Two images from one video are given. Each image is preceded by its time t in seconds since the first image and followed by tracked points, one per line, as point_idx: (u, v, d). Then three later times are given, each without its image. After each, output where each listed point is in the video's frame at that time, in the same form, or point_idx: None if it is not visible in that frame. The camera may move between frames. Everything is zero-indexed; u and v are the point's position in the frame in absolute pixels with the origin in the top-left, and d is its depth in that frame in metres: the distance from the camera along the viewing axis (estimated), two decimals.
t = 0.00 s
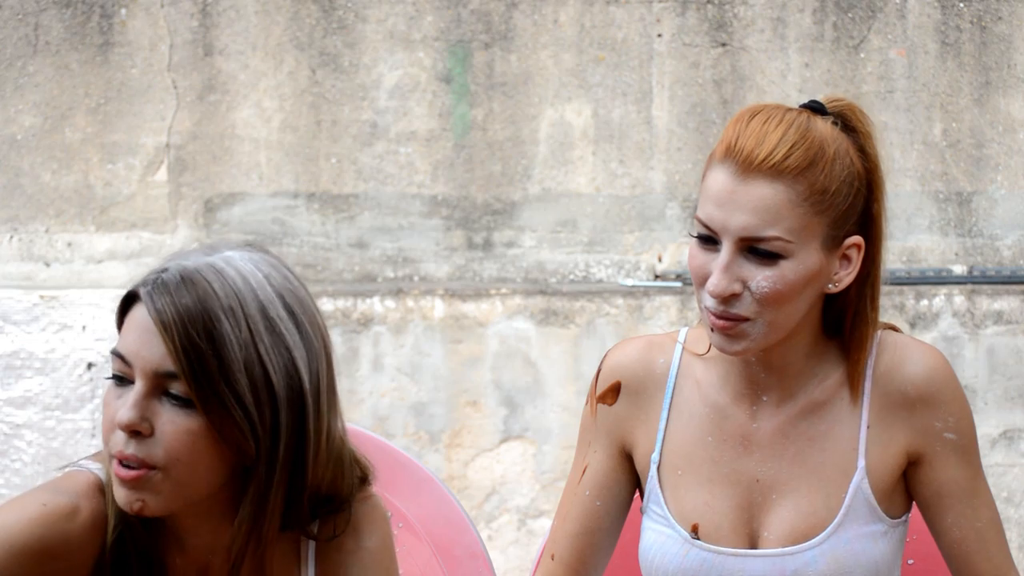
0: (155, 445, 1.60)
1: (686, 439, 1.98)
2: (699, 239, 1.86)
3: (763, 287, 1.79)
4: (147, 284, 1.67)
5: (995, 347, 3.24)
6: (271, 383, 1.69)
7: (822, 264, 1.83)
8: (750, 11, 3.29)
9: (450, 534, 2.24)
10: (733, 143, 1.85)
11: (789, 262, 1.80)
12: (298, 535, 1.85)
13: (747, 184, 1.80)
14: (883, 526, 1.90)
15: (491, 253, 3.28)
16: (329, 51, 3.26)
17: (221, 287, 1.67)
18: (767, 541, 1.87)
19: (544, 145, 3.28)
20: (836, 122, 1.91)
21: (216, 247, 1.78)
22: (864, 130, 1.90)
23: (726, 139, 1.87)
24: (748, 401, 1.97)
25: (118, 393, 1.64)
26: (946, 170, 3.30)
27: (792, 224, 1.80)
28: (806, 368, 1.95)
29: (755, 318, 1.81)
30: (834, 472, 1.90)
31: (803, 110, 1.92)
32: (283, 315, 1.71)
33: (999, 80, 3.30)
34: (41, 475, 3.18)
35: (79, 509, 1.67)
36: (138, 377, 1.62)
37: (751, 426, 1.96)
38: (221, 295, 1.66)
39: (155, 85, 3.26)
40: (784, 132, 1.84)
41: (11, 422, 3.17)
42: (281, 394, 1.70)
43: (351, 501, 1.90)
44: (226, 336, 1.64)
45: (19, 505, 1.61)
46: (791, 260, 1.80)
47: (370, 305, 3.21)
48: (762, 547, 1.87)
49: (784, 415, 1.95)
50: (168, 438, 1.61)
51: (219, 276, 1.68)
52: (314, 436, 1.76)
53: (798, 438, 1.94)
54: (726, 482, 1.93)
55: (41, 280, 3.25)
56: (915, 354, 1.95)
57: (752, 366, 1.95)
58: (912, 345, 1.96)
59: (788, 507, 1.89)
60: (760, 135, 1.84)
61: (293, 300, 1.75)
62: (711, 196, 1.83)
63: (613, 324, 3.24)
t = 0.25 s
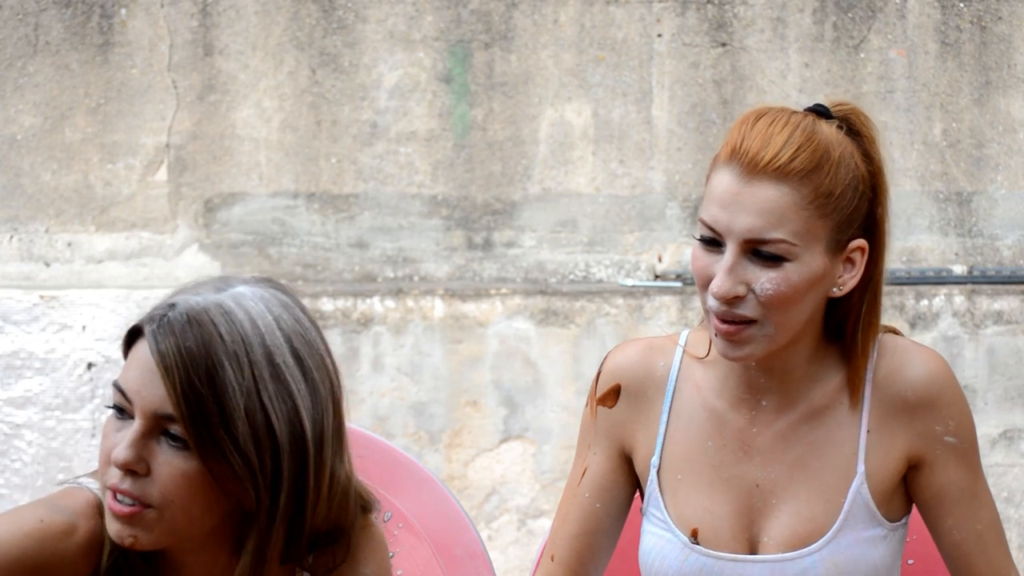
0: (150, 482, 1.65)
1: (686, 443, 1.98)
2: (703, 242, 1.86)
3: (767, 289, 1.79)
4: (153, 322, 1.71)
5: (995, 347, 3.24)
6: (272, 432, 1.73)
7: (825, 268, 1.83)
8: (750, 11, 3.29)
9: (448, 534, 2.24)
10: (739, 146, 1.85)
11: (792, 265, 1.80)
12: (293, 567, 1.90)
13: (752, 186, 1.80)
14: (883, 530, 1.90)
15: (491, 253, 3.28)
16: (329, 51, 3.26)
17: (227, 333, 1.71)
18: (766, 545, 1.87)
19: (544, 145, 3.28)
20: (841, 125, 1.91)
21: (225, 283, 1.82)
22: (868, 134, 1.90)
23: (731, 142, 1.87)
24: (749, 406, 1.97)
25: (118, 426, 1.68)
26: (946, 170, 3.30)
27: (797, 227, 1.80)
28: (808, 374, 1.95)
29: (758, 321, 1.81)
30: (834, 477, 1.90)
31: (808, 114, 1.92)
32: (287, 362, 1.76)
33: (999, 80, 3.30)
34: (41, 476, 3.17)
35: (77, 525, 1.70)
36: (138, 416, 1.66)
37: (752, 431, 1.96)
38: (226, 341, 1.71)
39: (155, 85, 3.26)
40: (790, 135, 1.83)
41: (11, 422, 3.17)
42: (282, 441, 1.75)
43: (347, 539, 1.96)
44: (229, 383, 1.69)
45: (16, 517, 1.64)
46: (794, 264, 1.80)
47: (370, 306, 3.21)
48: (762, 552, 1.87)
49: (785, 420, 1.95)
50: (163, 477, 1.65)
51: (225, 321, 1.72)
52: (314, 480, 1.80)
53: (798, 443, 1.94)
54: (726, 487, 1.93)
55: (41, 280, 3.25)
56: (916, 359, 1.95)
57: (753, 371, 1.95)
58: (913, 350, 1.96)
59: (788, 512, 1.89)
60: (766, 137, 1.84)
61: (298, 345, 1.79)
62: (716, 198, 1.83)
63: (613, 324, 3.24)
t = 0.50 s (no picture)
0: (142, 472, 1.65)
1: (687, 447, 1.98)
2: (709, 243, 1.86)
3: (774, 291, 1.79)
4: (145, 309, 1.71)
5: (995, 347, 3.24)
6: (264, 418, 1.72)
7: (832, 272, 1.83)
8: (750, 11, 3.29)
9: (448, 532, 2.24)
10: (747, 148, 1.85)
11: (799, 268, 1.80)
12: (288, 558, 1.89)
13: (761, 188, 1.80)
14: (883, 534, 1.91)
15: (491, 253, 3.28)
16: (329, 51, 3.26)
17: (218, 319, 1.70)
18: (767, 550, 1.87)
19: (544, 145, 3.28)
20: (849, 130, 1.90)
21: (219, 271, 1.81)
22: (876, 139, 1.90)
23: (740, 144, 1.87)
24: (751, 410, 1.97)
25: (110, 416, 1.69)
26: (946, 170, 3.30)
27: (805, 230, 1.80)
28: (812, 379, 1.94)
29: (765, 323, 1.81)
30: (835, 482, 1.90)
31: (815, 118, 1.92)
32: (280, 349, 1.74)
33: (999, 80, 3.30)
34: (41, 476, 3.17)
35: (66, 518, 1.71)
36: (130, 405, 1.66)
37: (754, 435, 1.96)
38: (218, 328, 1.70)
39: (155, 85, 3.26)
40: (798, 138, 1.83)
41: (11, 422, 3.17)
42: (275, 428, 1.73)
43: (342, 528, 1.94)
44: (220, 370, 1.68)
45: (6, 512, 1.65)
46: (801, 267, 1.80)
47: (370, 306, 3.21)
48: (763, 557, 1.87)
49: (787, 424, 1.95)
50: (156, 465, 1.66)
51: (217, 308, 1.71)
52: (307, 468, 1.79)
53: (800, 447, 1.94)
54: (727, 491, 1.93)
55: (41, 280, 3.25)
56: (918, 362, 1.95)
57: (755, 375, 1.95)
58: (916, 354, 1.96)
59: (789, 517, 1.89)
60: (775, 140, 1.83)
61: (291, 333, 1.78)
62: (724, 200, 1.83)
63: (613, 324, 3.24)
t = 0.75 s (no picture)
0: (124, 433, 1.61)
1: (687, 449, 1.98)
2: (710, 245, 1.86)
3: (774, 295, 1.79)
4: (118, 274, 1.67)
5: (995, 347, 3.24)
6: (241, 376, 1.68)
7: (834, 276, 1.83)
8: (750, 11, 3.29)
9: (447, 532, 2.24)
10: (750, 151, 1.85)
11: (800, 273, 1.80)
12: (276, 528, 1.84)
13: (763, 190, 1.80)
14: (883, 535, 1.91)
15: (491, 253, 3.28)
16: (329, 51, 3.26)
17: (191, 278, 1.66)
18: (767, 552, 1.88)
19: (544, 145, 3.28)
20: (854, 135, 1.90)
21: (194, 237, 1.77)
22: (880, 144, 1.90)
23: (744, 147, 1.87)
24: (751, 411, 1.97)
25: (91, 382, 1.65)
26: (946, 170, 3.30)
27: (807, 234, 1.80)
28: (812, 380, 1.94)
29: (766, 327, 1.81)
30: (834, 484, 1.91)
31: (820, 122, 1.92)
32: (255, 306, 1.70)
33: (999, 80, 3.30)
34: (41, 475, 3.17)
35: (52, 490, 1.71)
36: (110, 367, 1.63)
37: (754, 436, 1.95)
38: (190, 285, 1.66)
39: (155, 85, 3.26)
40: (801, 142, 1.83)
41: (11, 422, 3.17)
42: (253, 386, 1.69)
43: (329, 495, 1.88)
44: (195, 327, 1.64)
45: None
46: (802, 271, 1.80)
47: (370, 306, 3.21)
48: (762, 559, 1.88)
49: (788, 426, 1.95)
50: (137, 425, 1.61)
51: (189, 267, 1.67)
52: (288, 428, 1.75)
53: (800, 449, 1.94)
54: (726, 492, 1.93)
55: (41, 280, 3.25)
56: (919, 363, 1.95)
57: (756, 376, 1.95)
58: (917, 356, 1.96)
59: (788, 519, 1.90)
60: (779, 144, 1.84)
61: (267, 290, 1.73)
62: (727, 201, 1.83)
63: (613, 324, 3.24)
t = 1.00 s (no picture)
0: (110, 373, 1.64)
1: (687, 449, 1.98)
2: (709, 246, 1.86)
3: (774, 297, 1.79)
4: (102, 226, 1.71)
5: (995, 347, 3.24)
6: (225, 317, 1.72)
7: (833, 278, 1.83)
8: (750, 11, 3.29)
9: (448, 534, 2.24)
10: (749, 153, 1.85)
11: (799, 274, 1.80)
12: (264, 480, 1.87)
13: (760, 191, 1.80)
14: (883, 536, 1.91)
15: (491, 252, 3.28)
16: (329, 51, 3.26)
17: (172, 222, 1.71)
18: (767, 552, 1.88)
19: (544, 145, 3.28)
20: (854, 137, 1.90)
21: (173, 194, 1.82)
22: (880, 146, 1.89)
23: (743, 148, 1.87)
24: (751, 411, 1.96)
25: (81, 330, 1.68)
26: (946, 170, 3.30)
27: (806, 236, 1.80)
28: (812, 380, 1.94)
29: (765, 327, 1.81)
30: (834, 483, 1.91)
31: (819, 124, 1.91)
32: (237, 249, 1.75)
33: (999, 80, 3.30)
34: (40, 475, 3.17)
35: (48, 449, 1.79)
36: (97, 312, 1.66)
37: (753, 436, 1.95)
38: (172, 229, 1.70)
39: (155, 85, 3.26)
40: (799, 143, 1.83)
41: (11, 422, 3.17)
42: (235, 326, 1.73)
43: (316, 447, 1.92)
44: (179, 270, 1.68)
45: None
46: (801, 273, 1.80)
47: (370, 306, 3.21)
48: (762, 558, 1.88)
49: (788, 426, 1.95)
50: (126, 364, 1.64)
51: (170, 213, 1.72)
52: (271, 369, 1.79)
53: (800, 448, 1.93)
54: (726, 491, 1.93)
55: (41, 280, 3.24)
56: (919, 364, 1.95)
57: (756, 376, 1.94)
58: (918, 356, 1.96)
59: (788, 518, 1.90)
60: (777, 146, 1.83)
61: (247, 236, 1.78)
62: (726, 204, 1.83)
63: (613, 324, 3.24)
